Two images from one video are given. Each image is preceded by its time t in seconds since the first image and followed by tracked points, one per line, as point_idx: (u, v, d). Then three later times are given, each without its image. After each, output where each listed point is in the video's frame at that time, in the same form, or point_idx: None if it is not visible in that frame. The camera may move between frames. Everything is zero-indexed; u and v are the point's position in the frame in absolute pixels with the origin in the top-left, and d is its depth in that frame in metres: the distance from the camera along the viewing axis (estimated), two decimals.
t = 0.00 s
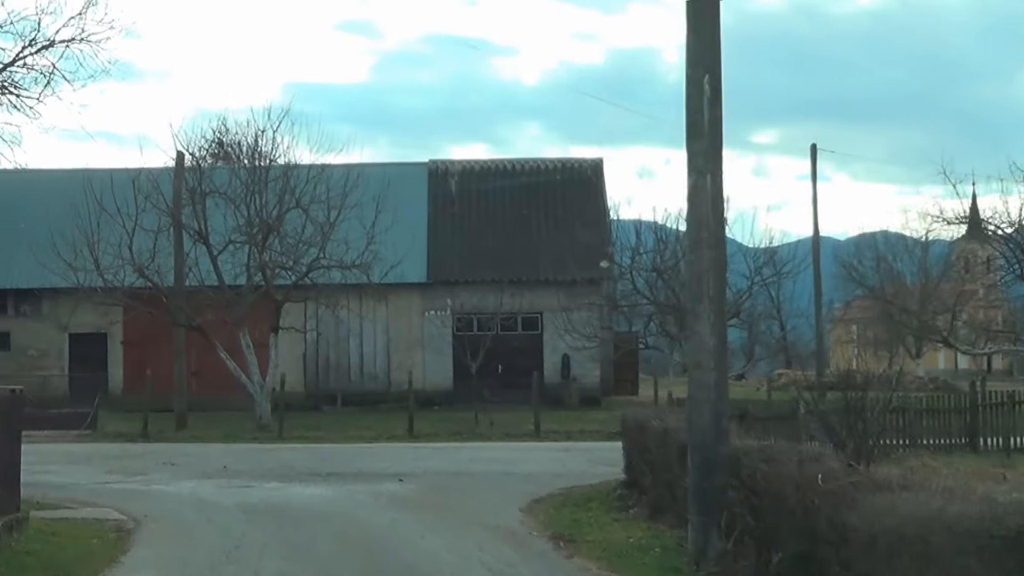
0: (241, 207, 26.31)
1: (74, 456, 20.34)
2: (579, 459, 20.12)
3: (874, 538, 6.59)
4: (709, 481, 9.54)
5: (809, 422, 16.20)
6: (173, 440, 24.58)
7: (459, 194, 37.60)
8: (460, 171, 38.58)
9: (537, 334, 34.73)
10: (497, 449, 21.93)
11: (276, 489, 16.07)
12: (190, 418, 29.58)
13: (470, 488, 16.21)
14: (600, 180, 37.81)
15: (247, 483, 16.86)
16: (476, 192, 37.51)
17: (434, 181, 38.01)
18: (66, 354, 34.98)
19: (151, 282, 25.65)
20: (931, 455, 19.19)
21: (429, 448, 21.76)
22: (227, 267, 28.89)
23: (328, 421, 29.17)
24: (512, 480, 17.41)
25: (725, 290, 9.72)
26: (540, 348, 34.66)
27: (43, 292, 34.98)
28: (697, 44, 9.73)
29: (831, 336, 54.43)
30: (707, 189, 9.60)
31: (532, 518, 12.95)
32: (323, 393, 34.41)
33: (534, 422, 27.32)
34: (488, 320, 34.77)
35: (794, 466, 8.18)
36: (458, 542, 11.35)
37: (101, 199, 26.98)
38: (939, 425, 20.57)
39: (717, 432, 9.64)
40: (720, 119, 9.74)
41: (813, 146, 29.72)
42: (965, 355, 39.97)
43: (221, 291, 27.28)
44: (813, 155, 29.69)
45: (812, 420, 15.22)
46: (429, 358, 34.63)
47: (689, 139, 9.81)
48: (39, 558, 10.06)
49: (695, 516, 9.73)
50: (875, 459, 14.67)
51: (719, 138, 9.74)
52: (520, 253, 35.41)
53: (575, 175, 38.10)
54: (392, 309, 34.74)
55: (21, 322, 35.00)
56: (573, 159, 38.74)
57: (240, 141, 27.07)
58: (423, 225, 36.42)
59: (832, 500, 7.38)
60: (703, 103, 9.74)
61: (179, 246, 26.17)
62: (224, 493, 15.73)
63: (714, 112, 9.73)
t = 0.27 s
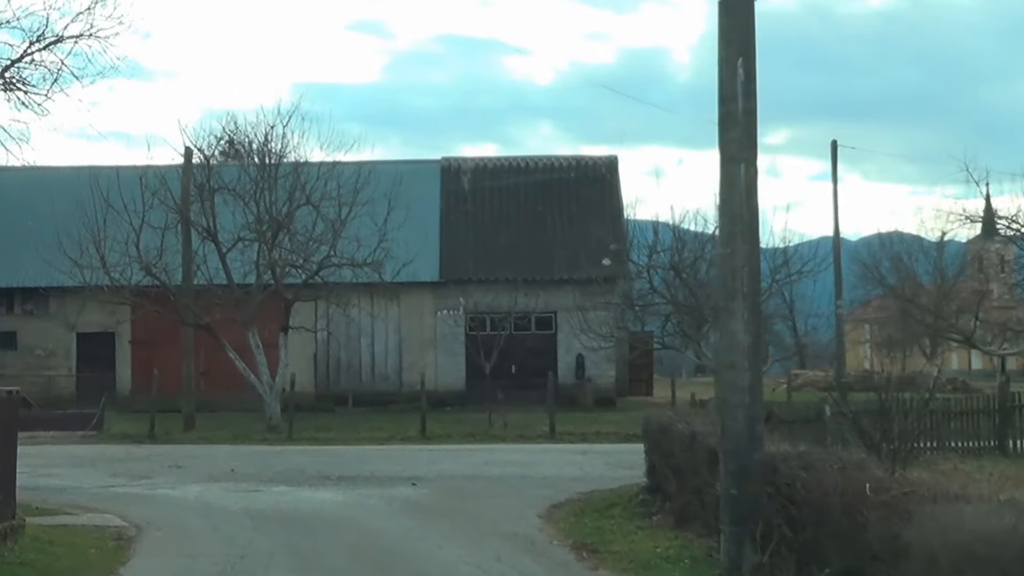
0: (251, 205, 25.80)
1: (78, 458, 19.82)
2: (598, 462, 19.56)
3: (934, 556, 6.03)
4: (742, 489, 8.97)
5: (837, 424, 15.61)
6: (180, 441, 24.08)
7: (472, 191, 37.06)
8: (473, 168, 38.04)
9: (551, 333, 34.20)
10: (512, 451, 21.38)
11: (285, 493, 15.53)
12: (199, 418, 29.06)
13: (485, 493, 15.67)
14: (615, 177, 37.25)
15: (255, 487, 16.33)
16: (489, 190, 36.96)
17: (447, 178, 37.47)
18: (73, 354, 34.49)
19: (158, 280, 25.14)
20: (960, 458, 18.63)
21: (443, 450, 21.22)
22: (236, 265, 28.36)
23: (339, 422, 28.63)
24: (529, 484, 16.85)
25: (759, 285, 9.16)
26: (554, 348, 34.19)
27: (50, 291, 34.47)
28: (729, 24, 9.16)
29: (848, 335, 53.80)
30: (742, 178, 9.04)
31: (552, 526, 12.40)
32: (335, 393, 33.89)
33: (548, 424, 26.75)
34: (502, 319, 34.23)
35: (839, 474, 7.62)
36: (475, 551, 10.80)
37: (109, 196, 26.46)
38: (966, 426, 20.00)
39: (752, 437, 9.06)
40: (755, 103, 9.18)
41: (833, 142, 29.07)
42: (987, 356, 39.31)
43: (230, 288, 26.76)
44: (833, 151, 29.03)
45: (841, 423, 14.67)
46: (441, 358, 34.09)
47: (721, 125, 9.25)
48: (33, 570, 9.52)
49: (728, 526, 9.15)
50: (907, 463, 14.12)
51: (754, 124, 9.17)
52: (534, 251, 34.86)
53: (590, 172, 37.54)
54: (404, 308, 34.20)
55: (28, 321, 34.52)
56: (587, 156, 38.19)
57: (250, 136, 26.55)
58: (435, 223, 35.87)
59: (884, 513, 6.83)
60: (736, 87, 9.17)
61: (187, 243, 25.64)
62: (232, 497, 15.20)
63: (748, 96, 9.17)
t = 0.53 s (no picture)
0: (260, 201, 25.20)
1: (82, 461, 19.24)
2: (619, 465, 18.91)
3: None
4: (785, 500, 8.33)
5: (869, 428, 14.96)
6: (189, 443, 23.50)
7: (486, 188, 36.43)
8: (487, 165, 37.40)
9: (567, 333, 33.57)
10: (529, 453, 20.75)
11: (294, 499, 14.92)
12: (208, 420, 28.47)
13: (504, 499, 15.05)
14: (632, 174, 36.59)
15: (264, 492, 15.72)
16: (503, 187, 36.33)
17: (461, 176, 36.85)
18: (82, 354, 33.94)
19: (166, 279, 24.55)
20: (994, 461, 17.97)
21: (458, 453, 20.58)
22: (246, 264, 27.77)
23: (351, 423, 28.03)
24: (549, 490, 16.21)
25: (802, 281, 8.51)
26: (570, 347, 33.57)
27: (58, 290, 33.90)
28: None
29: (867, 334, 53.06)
30: (784, 166, 8.39)
31: (576, 535, 11.77)
32: (347, 394, 33.30)
33: (565, 426, 26.08)
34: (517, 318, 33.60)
35: (898, 486, 6.99)
36: (495, 564, 10.17)
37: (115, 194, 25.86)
38: (998, 428, 19.33)
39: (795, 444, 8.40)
40: (796, 85, 8.52)
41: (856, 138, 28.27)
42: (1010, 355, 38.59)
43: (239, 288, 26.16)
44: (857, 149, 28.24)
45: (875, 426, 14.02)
46: (455, 358, 33.48)
47: (760, 107, 8.59)
48: None
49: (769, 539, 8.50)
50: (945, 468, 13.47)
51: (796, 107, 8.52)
52: (549, 249, 34.23)
53: (606, 169, 36.89)
54: (417, 308, 33.59)
55: (35, 321, 33.98)
56: (603, 153, 37.53)
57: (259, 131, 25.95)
58: (449, 220, 35.24)
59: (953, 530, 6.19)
60: (776, 68, 8.52)
61: (195, 242, 25.03)
62: (239, 503, 14.59)
63: (790, 77, 8.51)
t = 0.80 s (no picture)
0: (270, 198, 24.63)
1: (85, 465, 18.65)
2: (640, 471, 18.29)
3: None
4: (832, 514, 7.71)
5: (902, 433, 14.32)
6: (197, 447, 22.94)
7: (500, 187, 35.84)
8: (501, 163, 36.80)
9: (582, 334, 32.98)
10: (545, 458, 20.15)
11: (304, 506, 14.32)
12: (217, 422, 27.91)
13: (522, 507, 14.45)
14: (648, 173, 35.97)
15: (272, 499, 15.11)
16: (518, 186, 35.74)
17: (474, 174, 36.26)
18: (89, 355, 33.40)
19: (173, 278, 24.00)
20: None
21: (473, 457, 19.97)
22: (255, 263, 27.19)
23: (363, 426, 27.45)
24: (568, 497, 15.59)
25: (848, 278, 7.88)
26: (585, 349, 32.97)
27: (65, 290, 33.37)
28: None
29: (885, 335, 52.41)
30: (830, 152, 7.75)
31: (599, 547, 11.17)
32: (359, 396, 32.73)
33: (582, 429, 25.45)
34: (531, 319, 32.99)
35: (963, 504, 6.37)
36: None
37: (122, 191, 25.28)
38: None
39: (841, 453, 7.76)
40: (843, 66, 7.88)
41: (879, 134, 27.57)
42: None
43: (248, 287, 25.58)
44: (880, 145, 27.55)
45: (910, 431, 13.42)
46: (468, 360, 32.90)
47: (803, 91, 7.96)
48: None
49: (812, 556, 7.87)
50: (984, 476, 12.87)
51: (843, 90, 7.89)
52: (564, 249, 33.63)
53: (621, 167, 36.28)
54: (430, 308, 33.01)
55: (42, 321, 33.43)
56: (619, 152, 36.90)
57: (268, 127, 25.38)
58: (462, 220, 34.64)
59: None
60: (821, 47, 7.88)
61: (204, 240, 24.45)
62: (246, 511, 13.99)
63: (836, 59, 7.87)
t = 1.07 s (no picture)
0: (277, 197, 24.17)
1: (89, 470, 18.19)
2: (657, 474, 17.80)
3: None
4: (874, 523, 7.21)
5: (933, 434, 13.79)
6: (206, 451, 22.52)
7: (511, 185, 35.36)
8: (512, 162, 36.32)
9: (594, 334, 32.51)
10: (559, 461, 19.66)
11: (312, 513, 13.84)
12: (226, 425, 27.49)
13: (537, 514, 13.96)
14: (661, 171, 35.48)
15: (279, 504, 14.64)
16: (529, 184, 35.26)
17: (484, 173, 35.78)
18: (95, 357, 32.96)
19: (179, 279, 23.55)
20: None
21: (487, 460, 19.49)
22: (263, 262, 26.72)
23: (373, 428, 26.99)
24: (585, 502, 15.10)
25: (890, 273, 7.36)
26: (598, 349, 32.49)
27: (71, 291, 32.94)
28: None
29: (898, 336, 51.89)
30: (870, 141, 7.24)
31: (620, 557, 10.68)
32: (368, 398, 32.27)
33: (596, 431, 24.95)
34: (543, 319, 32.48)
35: None
36: None
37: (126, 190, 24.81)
38: None
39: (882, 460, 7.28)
40: (884, 47, 7.35)
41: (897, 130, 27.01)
42: None
43: (255, 287, 25.11)
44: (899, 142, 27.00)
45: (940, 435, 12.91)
46: (479, 361, 32.41)
47: (842, 77, 7.44)
48: None
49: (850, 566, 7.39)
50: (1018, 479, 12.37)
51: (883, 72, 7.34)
52: (577, 247, 33.15)
53: (633, 165, 35.80)
54: (441, 309, 32.55)
55: (48, 322, 33.00)
56: (631, 150, 36.42)
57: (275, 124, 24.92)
58: (473, 219, 34.16)
59: None
60: (862, 27, 7.33)
61: (210, 240, 23.98)
62: (253, 518, 13.51)
63: (876, 38, 7.33)
